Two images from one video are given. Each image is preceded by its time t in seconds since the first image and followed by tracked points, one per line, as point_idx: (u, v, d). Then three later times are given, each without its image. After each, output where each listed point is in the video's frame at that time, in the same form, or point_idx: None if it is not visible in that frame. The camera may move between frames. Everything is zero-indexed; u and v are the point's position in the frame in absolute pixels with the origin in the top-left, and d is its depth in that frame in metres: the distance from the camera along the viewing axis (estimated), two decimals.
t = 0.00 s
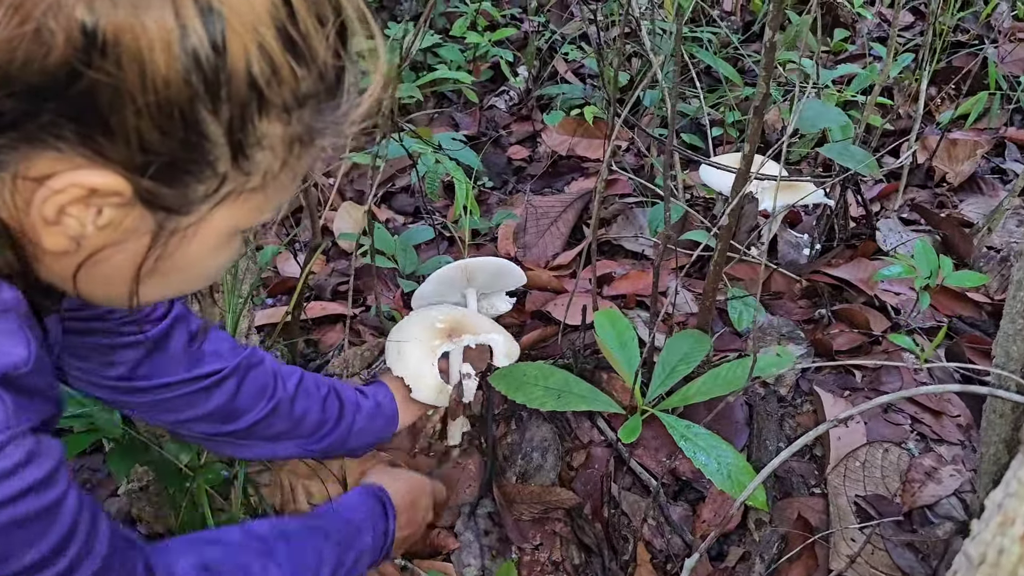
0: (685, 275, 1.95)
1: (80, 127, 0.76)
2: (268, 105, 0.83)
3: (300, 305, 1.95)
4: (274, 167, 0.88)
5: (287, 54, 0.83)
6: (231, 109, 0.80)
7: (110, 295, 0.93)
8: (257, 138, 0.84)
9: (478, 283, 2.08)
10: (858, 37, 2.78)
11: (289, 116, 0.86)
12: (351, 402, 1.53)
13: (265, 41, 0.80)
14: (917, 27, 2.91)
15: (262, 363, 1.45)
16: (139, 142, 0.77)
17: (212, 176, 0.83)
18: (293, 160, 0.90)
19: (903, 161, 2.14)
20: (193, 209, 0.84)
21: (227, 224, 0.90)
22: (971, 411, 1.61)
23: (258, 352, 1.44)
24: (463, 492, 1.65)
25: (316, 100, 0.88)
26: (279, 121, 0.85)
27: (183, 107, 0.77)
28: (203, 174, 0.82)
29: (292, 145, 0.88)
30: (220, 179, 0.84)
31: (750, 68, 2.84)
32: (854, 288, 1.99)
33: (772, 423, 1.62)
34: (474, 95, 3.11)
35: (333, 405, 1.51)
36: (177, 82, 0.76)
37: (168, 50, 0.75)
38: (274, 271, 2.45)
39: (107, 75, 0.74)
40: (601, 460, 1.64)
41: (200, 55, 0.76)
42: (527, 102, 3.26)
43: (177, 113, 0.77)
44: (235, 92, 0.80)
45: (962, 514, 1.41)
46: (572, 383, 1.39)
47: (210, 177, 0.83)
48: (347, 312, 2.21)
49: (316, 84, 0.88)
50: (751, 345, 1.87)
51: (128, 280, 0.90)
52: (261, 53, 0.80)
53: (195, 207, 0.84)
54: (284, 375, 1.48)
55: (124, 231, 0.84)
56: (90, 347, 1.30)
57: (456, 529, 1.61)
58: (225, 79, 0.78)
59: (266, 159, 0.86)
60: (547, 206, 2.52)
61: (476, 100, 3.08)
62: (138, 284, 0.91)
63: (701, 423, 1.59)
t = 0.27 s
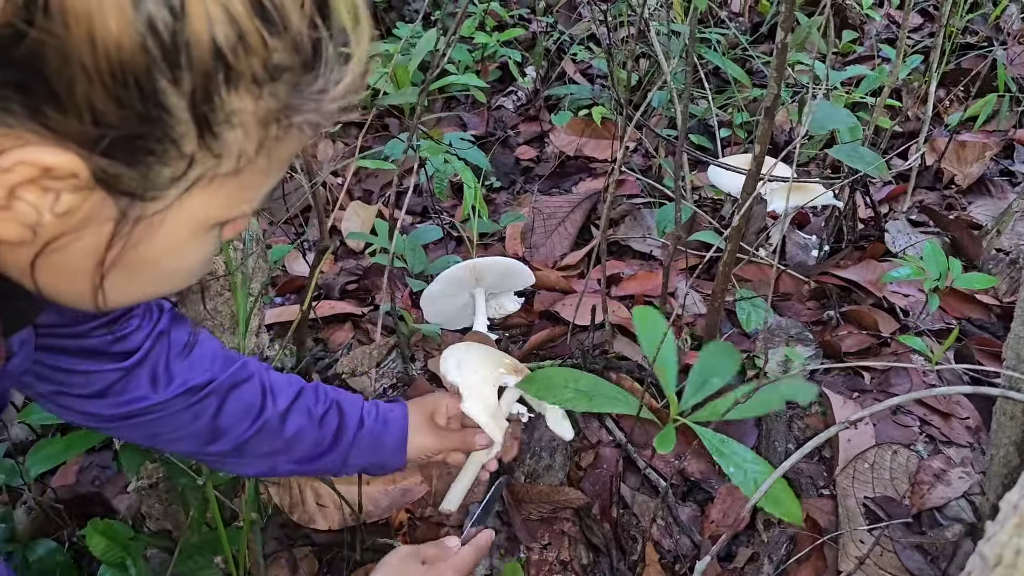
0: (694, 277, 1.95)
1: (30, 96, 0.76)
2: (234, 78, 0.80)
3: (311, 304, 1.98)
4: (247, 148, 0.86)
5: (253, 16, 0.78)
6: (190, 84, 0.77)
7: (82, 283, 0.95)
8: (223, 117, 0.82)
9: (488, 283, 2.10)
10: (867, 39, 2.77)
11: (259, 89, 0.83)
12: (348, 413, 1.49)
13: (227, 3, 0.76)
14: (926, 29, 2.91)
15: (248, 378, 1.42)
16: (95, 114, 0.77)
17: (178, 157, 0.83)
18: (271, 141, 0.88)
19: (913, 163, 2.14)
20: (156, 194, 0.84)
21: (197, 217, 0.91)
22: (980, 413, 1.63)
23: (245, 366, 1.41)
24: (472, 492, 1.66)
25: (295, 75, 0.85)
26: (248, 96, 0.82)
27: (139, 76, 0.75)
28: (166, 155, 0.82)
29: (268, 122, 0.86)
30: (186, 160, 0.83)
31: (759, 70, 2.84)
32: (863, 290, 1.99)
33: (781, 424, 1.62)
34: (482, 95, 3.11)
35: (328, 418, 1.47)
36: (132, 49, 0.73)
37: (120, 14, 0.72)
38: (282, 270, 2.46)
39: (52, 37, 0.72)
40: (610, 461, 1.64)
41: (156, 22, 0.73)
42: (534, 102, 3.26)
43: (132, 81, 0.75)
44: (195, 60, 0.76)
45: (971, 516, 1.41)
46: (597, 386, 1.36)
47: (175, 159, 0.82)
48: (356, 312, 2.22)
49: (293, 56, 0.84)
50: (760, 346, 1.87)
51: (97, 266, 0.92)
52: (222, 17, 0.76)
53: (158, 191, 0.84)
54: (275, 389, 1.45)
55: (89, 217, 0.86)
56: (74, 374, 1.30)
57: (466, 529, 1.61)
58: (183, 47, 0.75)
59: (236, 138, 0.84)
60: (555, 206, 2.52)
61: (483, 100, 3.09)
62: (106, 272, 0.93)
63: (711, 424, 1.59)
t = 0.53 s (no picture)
0: (697, 278, 1.95)
1: None
2: (195, 77, 0.76)
3: (316, 302, 2.01)
4: (213, 152, 0.82)
5: (214, 9, 0.74)
6: (142, 81, 0.73)
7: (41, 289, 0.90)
8: (186, 117, 0.78)
9: (492, 283, 2.13)
10: (870, 40, 2.78)
11: (222, 88, 0.78)
12: (348, 395, 1.49)
13: None
14: (930, 31, 2.91)
15: (244, 363, 1.43)
16: (38, 111, 0.72)
17: (138, 159, 0.79)
18: (239, 146, 0.84)
19: (915, 165, 2.14)
20: (113, 199, 0.80)
21: (159, 225, 0.86)
22: (982, 415, 1.63)
23: (240, 352, 1.43)
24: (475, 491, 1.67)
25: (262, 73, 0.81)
26: (212, 95, 0.78)
27: (87, 69, 0.70)
28: (122, 157, 0.78)
29: (235, 126, 0.82)
30: (145, 163, 0.79)
31: (762, 71, 2.84)
32: (864, 290, 2.00)
33: (783, 424, 1.63)
34: (486, 95, 3.12)
35: (329, 400, 1.48)
36: (78, 43, 0.69)
37: (65, 3, 0.67)
38: (286, 270, 2.47)
39: None
40: (612, 460, 1.65)
41: (104, 14, 0.68)
42: (538, 102, 3.27)
43: (78, 76, 0.71)
44: (149, 55, 0.72)
45: (972, 516, 1.40)
46: (591, 384, 1.41)
47: (137, 161, 0.79)
48: (359, 311, 2.23)
49: (260, 54, 0.79)
50: (763, 347, 1.86)
51: (52, 274, 0.87)
52: (179, 10, 0.71)
53: (115, 196, 0.80)
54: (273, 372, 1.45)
55: (41, 222, 0.81)
56: (67, 371, 1.28)
57: (468, 527, 1.63)
58: (136, 42, 0.71)
59: (199, 139, 0.80)
60: (558, 207, 2.53)
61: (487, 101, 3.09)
62: (63, 281, 0.89)
63: (712, 424, 1.60)
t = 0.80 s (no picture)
0: (700, 278, 1.96)
1: None
2: (179, 79, 0.75)
3: (318, 302, 2.00)
4: (200, 155, 0.81)
5: (200, 10, 0.73)
6: (124, 83, 0.72)
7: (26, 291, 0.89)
8: (170, 119, 0.77)
9: (495, 282, 2.13)
10: (873, 41, 2.78)
11: (209, 90, 0.78)
12: (340, 408, 1.50)
13: None
14: (933, 32, 2.91)
15: (238, 369, 1.43)
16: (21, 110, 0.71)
17: (122, 162, 0.78)
18: (229, 150, 0.83)
19: (918, 166, 2.14)
20: (97, 203, 0.79)
21: (144, 230, 0.84)
22: (984, 415, 1.62)
23: (235, 357, 1.44)
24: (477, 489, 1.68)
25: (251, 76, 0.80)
26: (197, 97, 0.77)
27: (69, 70, 0.70)
28: (107, 159, 0.77)
29: (225, 129, 0.81)
30: (131, 166, 0.78)
31: (765, 72, 2.84)
32: (867, 291, 2.00)
33: (784, 424, 1.63)
34: (489, 95, 3.12)
35: (321, 411, 1.49)
36: (60, 42, 0.68)
37: (47, 3, 0.66)
38: (289, 269, 2.48)
39: None
40: (614, 459, 1.65)
41: (85, 13, 0.67)
42: (541, 102, 3.27)
43: (60, 77, 0.70)
44: (133, 55, 0.71)
45: (974, 517, 1.39)
46: (583, 384, 1.46)
47: (122, 163, 0.78)
48: (361, 310, 2.23)
49: (248, 57, 0.79)
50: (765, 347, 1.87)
51: (35, 277, 0.86)
52: (164, 11, 0.71)
53: (99, 199, 0.79)
54: (267, 380, 1.46)
55: (25, 224, 0.79)
56: (60, 370, 1.26)
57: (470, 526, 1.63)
58: (119, 42, 0.70)
59: (186, 142, 0.79)
60: (561, 207, 2.53)
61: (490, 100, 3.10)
62: (47, 284, 0.87)
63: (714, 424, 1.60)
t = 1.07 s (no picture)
0: (702, 278, 1.96)
1: None
2: (182, 81, 0.73)
3: (320, 302, 2.00)
4: (203, 157, 0.80)
5: (203, 11, 0.71)
6: (127, 84, 0.70)
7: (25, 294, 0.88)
8: (175, 120, 0.76)
9: (497, 282, 2.14)
10: (875, 43, 2.79)
11: (212, 92, 0.76)
12: (341, 408, 1.51)
13: None
14: (935, 34, 2.92)
15: (239, 368, 1.44)
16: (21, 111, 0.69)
17: (125, 163, 0.76)
18: (231, 152, 0.82)
19: (920, 167, 2.15)
20: (100, 204, 0.78)
21: (148, 230, 0.84)
22: (985, 416, 1.63)
23: (236, 356, 1.44)
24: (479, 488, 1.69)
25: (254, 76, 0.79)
26: (200, 98, 0.76)
27: (71, 71, 0.68)
28: (109, 161, 0.75)
29: (230, 130, 0.80)
30: (134, 167, 0.77)
31: (767, 73, 2.85)
32: (868, 292, 2.00)
33: (786, 424, 1.64)
34: (491, 95, 3.13)
35: (322, 410, 1.49)
36: (61, 43, 0.66)
37: (48, 4, 0.64)
38: (291, 268, 2.48)
39: None
40: (616, 458, 1.66)
41: (88, 15, 0.66)
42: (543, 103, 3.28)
43: (62, 78, 0.68)
44: (136, 57, 0.69)
45: (975, 517, 1.39)
46: (592, 383, 1.47)
47: (125, 165, 0.76)
48: (364, 309, 2.24)
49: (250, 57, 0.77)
50: (766, 348, 1.88)
51: (36, 278, 0.85)
52: (167, 12, 0.69)
53: (101, 201, 0.77)
54: (268, 379, 1.46)
55: (27, 225, 0.78)
56: (61, 368, 1.25)
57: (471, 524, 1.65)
58: (121, 44, 0.68)
59: (190, 144, 0.78)
60: (563, 207, 2.54)
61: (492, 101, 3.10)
62: (48, 286, 0.86)
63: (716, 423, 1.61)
